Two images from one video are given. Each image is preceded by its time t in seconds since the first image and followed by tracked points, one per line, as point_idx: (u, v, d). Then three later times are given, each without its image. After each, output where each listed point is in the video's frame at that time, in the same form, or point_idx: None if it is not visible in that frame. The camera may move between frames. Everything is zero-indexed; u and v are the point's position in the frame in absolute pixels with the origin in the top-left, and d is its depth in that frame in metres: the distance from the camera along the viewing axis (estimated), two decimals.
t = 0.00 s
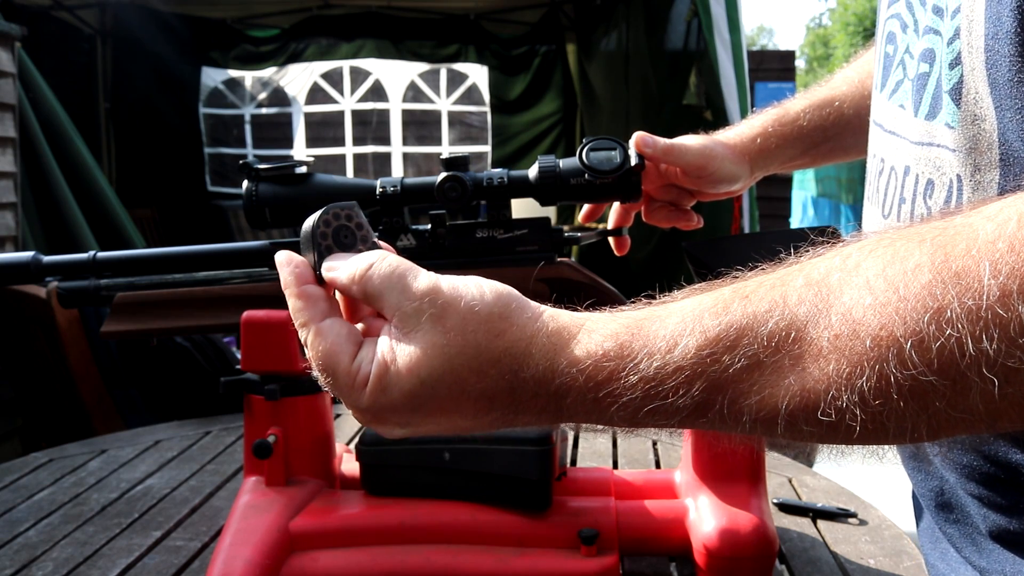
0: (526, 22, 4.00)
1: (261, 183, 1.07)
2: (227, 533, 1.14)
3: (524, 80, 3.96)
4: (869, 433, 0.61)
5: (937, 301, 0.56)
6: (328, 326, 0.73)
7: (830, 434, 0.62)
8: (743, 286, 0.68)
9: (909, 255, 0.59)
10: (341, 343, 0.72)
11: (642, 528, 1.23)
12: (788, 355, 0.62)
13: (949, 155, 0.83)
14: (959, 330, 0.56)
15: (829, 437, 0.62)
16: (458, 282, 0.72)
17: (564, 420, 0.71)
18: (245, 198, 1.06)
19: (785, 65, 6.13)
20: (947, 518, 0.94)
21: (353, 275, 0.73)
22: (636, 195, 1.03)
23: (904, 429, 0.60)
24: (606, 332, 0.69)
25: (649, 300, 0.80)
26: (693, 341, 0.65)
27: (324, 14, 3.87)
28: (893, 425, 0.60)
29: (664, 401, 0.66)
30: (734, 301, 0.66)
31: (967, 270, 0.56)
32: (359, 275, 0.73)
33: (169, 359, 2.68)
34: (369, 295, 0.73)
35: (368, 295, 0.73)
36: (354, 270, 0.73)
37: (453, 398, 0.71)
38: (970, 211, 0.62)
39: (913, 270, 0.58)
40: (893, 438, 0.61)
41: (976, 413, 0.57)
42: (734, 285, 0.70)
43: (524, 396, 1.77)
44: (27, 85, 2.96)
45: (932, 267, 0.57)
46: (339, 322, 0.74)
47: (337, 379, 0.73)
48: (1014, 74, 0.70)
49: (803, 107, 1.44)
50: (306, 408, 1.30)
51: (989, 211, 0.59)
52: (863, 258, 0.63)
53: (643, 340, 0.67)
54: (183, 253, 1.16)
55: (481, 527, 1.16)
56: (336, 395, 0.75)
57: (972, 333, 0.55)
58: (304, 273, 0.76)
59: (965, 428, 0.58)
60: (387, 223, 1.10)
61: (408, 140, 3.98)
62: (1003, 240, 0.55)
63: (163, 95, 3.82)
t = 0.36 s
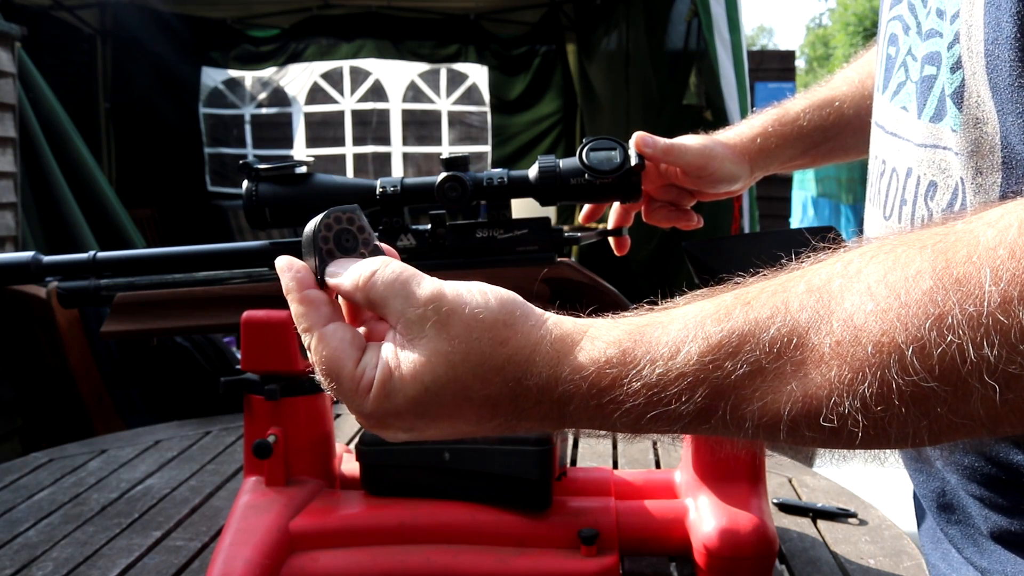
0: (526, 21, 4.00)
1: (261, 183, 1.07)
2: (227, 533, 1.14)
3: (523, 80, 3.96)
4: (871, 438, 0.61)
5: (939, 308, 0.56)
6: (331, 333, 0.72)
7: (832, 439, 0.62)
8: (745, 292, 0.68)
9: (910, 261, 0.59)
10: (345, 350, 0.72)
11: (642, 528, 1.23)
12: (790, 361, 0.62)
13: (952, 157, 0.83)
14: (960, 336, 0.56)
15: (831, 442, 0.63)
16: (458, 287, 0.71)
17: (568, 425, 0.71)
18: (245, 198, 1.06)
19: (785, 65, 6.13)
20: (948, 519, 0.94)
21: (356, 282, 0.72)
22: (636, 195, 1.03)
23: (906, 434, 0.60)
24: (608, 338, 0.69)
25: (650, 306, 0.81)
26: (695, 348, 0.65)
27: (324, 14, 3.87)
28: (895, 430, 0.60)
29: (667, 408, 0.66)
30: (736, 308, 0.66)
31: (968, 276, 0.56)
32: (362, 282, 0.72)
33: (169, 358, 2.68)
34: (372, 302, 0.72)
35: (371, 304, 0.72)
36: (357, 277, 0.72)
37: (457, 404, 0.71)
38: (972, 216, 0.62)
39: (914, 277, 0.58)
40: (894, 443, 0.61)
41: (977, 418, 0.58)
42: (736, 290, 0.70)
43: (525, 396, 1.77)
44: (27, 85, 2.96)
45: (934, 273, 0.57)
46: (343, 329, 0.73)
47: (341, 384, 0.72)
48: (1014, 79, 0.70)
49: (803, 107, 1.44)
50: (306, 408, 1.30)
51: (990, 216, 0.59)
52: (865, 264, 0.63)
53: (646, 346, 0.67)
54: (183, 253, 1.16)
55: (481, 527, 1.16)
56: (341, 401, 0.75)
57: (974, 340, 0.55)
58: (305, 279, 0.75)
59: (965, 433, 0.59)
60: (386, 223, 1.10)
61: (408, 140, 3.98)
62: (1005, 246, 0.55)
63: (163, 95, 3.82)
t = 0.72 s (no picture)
0: (526, 21, 4.00)
1: (261, 183, 1.07)
2: (227, 533, 1.14)
3: (523, 80, 3.96)
4: (867, 440, 0.61)
5: (933, 310, 0.56)
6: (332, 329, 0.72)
7: (829, 441, 0.62)
8: (742, 295, 0.68)
9: (905, 264, 0.59)
10: (345, 348, 0.72)
11: (642, 528, 1.23)
12: (788, 365, 0.62)
13: (950, 157, 0.83)
14: (953, 339, 0.56)
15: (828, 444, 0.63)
16: (462, 288, 0.71)
17: (567, 427, 0.71)
18: (244, 198, 1.06)
19: (785, 65, 6.14)
20: (945, 517, 0.94)
21: (361, 286, 0.72)
22: (636, 195, 1.03)
23: (901, 436, 0.60)
24: (607, 342, 0.69)
25: (650, 308, 0.80)
26: (693, 351, 0.65)
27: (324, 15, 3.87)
28: (891, 432, 0.60)
29: (666, 411, 0.66)
30: (734, 311, 0.66)
31: (962, 279, 0.56)
32: (366, 285, 0.71)
33: (169, 358, 2.68)
34: (376, 306, 0.71)
35: (374, 307, 0.72)
36: (363, 282, 0.72)
37: (457, 405, 0.71)
38: (968, 217, 0.62)
39: (909, 280, 0.58)
40: (891, 444, 0.61)
41: (972, 419, 0.58)
42: (734, 293, 0.70)
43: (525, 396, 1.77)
44: (27, 85, 2.96)
45: (928, 276, 0.57)
46: (346, 325, 0.73)
47: (343, 380, 0.72)
48: (1012, 79, 0.70)
49: (803, 107, 1.44)
50: (306, 409, 1.30)
51: (984, 219, 0.59)
52: (860, 267, 0.63)
53: (645, 349, 0.67)
54: (183, 253, 1.16)
55: (480, 527, 1.16)
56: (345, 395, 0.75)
57: (967, 342, 0.55)
58: (307, 273, 0.75)
59: (960, 434, 0.59)
60: (387, 223, 1.10)
61: (408, 140, 3.98)
62: (998, 249, 0.55)
63: (163, 95, 3.82)
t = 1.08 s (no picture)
0: (526, 21, 4.00)
1: (261, 183, 1.07)
2: (226, 533, 1.14)
3: (523, 80, 3.96)
4: (859, 434, 0.61)
5: (924, 306, 0.56)
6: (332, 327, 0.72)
7: (821, 435, 0.62)
8: (736, 291, 0.68)
9: (897, 260, 0.59)
10: (344, 345, 0.72)
11: (641, 528, 1.23)
12: (781, 359, 0.62)
13: (947, 156, 0.83)
14: (944, 334, 0.56)
15: (820, 439, 0.63)
16: (457, 285, 0.71)
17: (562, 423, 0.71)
18: (245, 198, 1.06)
19: (785, 65, 6.13)
20: (942, 516, 0.94)
21: (357, 285, 0.72)
22: (636, 195, 1.03)
23: (893, 431, 0.60)
24: (603, 337, 0.69)
25: (646, 304, 0.80)
26: (687, 346, 0.65)
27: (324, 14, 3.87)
28: (883, 427, 0.60)
29: (660, 405, 0.66)
30: (728, 306, 0.66)
31: (952, 275, 0.56)
32: (363, 283, 0.71)
33: (169, 359, 2.68)
34: (373, 304, 0.72)
35: (371, 304, 0.72)
36: (358, 281, 0.72)
37: (452, 401, 0.71)
38: (961, 215, 0.61)
39: (900, 276, 0.58)
40: (883, 440, 0.61)
41: (963, 415, 0.57)
42: (729, 289, 0.70)
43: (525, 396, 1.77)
44: (27, 85, 2.96)
45: (920, 272, 0.57)
46: (345, 323, 0.73)
47: (341, 377, 0.72)
48: (1007, 79, 0.70)
49: (803, 107, 1.44)
50: (306, 409, 1.30)
51: (977, 216, 0.59)
52: (853, 263, 0.63)
53: (640, 344, 0.67)
54: (183, 253, 1.16)
55: (480, 527, 1.16)
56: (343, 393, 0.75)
57: (958, 338, 0.55)
58: (309, 272, 0.75)
59: (951, 430, 0.59)
60: (387, 223, 1.10)
61: (408, 140, 3.98)
62: (989, 245, 0.55)
63: (163, 95, 3.82)
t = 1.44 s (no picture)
0: (526, 22, 4.00)
1: (261, 183, 1.07)
2: (227, 533, 1.14)
3: (523, 80, 3.96)
4: (855, 432, 0.61)
5: (919, 303, 0.56)
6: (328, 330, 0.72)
7: (816, 433, 0.62)
8: (732, 289, 0.68)
9: (893, 259, 0.60)
10: (341, 347, 0.72)
11: (641, 528, 1.22)
12: (776, 356, 0.62)
13: (945, 155, 0.83)
14: (940, 332, 0.56)
15: (815, 436, 0.62)
16: (454, 284, 0.71)
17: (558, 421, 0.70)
18: (244, 198, 1.06)
19: (785, 65, 6.13)
20: (938, 515, 0.94)
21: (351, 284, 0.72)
22: (636, 195, 1.03)
23: (888, 429, 0.60)
24: (599, 334, 0.69)
25: (643, 303, 0.80)
26: (682, 344, 0.65)
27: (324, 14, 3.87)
28: (878, 424, 0.60)
29: (655, 403, 0.66)
30: (724, 304, 0.66)
31: (948, 273, 0.56)
32: (357, 283, 0.71)
33: (169, 359, 2.67)
34: (368, 304, 0.71)
35: (366, 304, 0.72)
36: (354, 280, 0.71)
37: (448, 399, 0.71)
38: (957, 214, 0.62)
39: (897, 274, 0.58)
40: (878, 438, 0.61)
41: (959, 413, 0.57)
42: (725, 287, 0.70)
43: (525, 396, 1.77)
44: (27, 85, 2.96)
45: (916, 270, 0.58)
46: (340, 326, 0.73)
47: (337, 379, 0.72)
48: (1004, 78, 0.70)
49: (803, 106, 1.44)
50: (306, 409, 1.30)
51: (972, 215, 0.59)
52: (849, 261, 0.63)
53: (635, 342, 0.67)
54: (183, 253, 1.16)
55: (480, 527, 1.16)
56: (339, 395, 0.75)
57: (953, 335, 0.55)
58: (307, 275, 0.75)
59: (947, 428, 0.58)
60: (387, 223, 1.10)
61: (408, 140, 3.98)
62: (985, 242, 0.55)
63: (163, 95, 3.82)
